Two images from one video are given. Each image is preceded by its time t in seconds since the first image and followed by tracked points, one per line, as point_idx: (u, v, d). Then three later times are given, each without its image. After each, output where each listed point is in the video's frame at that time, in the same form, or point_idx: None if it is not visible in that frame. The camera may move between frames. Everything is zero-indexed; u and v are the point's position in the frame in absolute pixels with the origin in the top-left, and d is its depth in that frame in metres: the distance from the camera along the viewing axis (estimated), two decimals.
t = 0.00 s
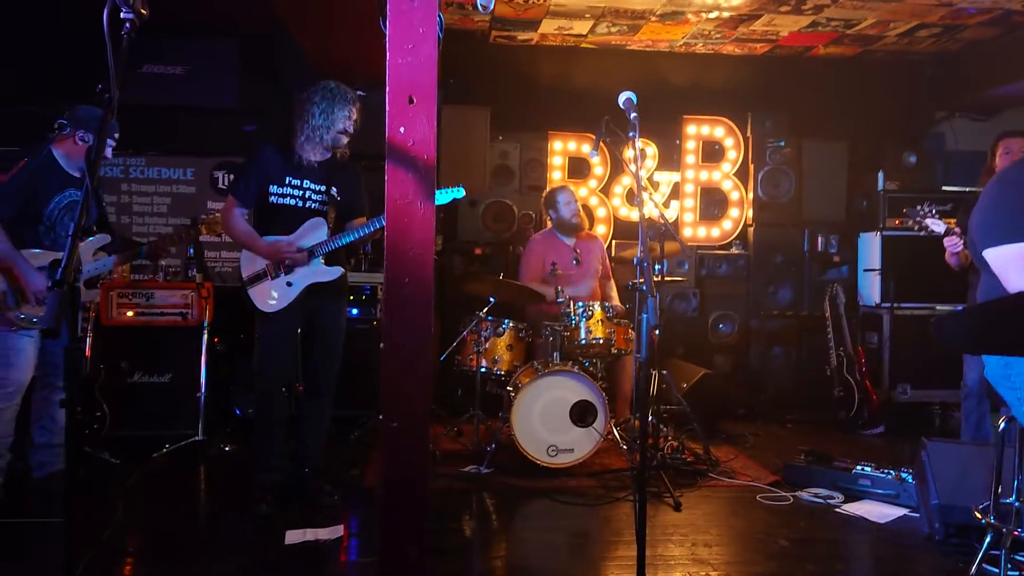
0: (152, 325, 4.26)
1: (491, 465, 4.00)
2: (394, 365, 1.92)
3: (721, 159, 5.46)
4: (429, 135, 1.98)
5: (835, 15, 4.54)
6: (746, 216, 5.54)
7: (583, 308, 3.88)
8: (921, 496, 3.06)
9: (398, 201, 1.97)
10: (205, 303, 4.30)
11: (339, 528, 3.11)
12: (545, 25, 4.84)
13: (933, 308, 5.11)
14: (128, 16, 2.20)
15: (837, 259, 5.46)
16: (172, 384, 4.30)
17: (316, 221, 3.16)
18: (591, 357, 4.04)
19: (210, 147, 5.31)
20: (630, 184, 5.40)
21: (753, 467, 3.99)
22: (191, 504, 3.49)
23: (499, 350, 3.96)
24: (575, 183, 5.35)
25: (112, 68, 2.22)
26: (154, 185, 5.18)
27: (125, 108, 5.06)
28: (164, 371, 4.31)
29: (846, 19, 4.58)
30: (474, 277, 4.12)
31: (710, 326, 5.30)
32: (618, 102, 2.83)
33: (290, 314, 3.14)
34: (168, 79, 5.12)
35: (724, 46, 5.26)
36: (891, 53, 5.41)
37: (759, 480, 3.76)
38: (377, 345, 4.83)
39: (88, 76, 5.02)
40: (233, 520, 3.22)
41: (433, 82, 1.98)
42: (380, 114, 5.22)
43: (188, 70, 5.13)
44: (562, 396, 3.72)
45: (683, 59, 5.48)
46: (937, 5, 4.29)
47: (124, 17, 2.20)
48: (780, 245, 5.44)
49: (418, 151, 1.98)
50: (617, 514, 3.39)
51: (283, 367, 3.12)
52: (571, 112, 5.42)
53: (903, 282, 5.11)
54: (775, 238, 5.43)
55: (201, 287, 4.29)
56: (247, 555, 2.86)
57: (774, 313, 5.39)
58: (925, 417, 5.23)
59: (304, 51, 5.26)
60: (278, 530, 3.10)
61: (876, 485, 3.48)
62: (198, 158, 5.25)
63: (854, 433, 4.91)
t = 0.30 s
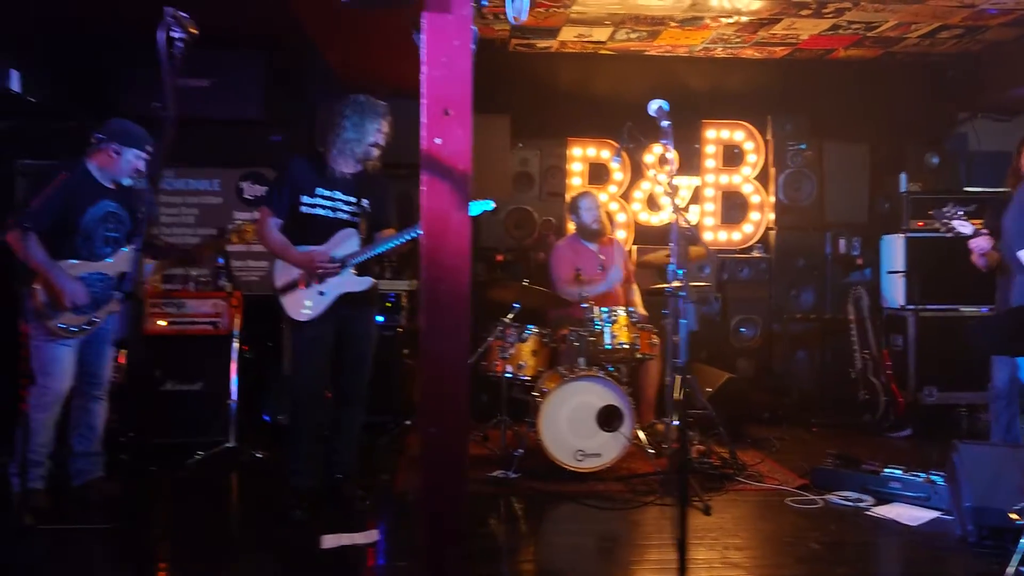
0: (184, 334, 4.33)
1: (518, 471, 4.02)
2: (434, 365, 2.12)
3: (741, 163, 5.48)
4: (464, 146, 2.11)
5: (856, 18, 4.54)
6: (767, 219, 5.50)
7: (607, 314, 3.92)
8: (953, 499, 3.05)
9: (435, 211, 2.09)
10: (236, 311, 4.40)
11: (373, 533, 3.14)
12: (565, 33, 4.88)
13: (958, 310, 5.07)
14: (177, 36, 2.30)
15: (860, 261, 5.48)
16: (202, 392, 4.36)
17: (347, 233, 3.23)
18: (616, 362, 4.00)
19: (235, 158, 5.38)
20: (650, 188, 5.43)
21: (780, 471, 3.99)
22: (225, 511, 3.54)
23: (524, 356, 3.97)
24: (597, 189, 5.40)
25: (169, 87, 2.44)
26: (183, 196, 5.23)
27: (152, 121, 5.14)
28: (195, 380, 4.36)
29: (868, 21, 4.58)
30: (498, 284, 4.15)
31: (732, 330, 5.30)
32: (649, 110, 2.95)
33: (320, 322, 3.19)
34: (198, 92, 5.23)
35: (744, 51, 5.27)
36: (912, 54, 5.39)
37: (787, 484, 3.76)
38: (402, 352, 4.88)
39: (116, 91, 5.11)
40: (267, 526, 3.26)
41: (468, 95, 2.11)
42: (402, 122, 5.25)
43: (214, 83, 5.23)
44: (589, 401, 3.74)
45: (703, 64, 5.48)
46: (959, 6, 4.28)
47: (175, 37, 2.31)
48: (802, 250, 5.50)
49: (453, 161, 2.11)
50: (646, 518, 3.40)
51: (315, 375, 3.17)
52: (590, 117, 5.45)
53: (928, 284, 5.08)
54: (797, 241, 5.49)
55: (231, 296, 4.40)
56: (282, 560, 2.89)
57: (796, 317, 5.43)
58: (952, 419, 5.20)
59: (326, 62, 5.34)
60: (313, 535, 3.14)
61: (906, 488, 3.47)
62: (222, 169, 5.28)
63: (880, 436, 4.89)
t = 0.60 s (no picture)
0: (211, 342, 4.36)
1: (546, 474, 4.06)
2: (475, 371, 2.17)
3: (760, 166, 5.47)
4: (503, 156, 2.16)
5: (875, 21, 4.57)
6: (788, 222, 5.49)
7: (633, 319, 3.96)
8: (984, 500, 3.07)
9: (475, 218, 2.14)
10: (262, 319, 4.43)
11: (408, 536, 3.18)
12: (585, 40, 4.94)
13: (982, 310, 5.06)
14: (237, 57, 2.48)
15: (880, 263, 5.50)
16: (233, 401, 4.41)
17: (376, 240, 3.27)
18: (640, 366, 4.01)
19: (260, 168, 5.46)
20: (670, 193, 5.42)
21: (807, 473, 4.01)
22: (260, 516, 3.59)
23: (550, 361, 3.98)
24: (617, 194, 5.39)
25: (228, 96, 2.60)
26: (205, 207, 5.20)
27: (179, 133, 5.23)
28: (226, 387, 4.41)
29: (887, 24, 4.61)
30: (523, 290, 4.19)
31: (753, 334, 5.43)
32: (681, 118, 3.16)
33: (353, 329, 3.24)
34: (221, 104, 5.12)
35: (762, 55, 5.30)
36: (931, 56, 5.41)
37: (815, 485, 3.78)
38: (428, 358, 4.94)
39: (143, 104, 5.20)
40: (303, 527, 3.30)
41: (506, 106, 2.16)
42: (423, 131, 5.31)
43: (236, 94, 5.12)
44: (616, 405, 3.78)
45: (721, 69, 5.52)
46: (979, 8, 4.30)
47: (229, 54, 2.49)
48: (821, 252, 5.63)
49: (492, 170, 2.16)
50: (675, 519, 3.42)
51: (349, 381, 3.21)
52: (609, 123, 5.49)
53: (950, 285, 5.08)
54: (816, 242, 5.63)
55: (258, 305, 4.45)
56: (320, 563, 2.93)
57: (818, 318, 5.52)
58: (976, 420, 5.20)
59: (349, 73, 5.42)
60: (348, 538, 3.19)
61: (935, 488, 3.48)
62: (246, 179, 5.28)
63: (905, 437, 4.90)
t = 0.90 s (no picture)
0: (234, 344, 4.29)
1: (570, 473, 4.09)
2: (510, 370, 2.21)
3: (778, 168, 5.57)
4: (537, 159, 2.19)
5: (893, 24, 4.60)
6: (804, 224, 5.58)
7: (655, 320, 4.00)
8: (1008, 497, 3.10)
9: (510, 222, 2.18)
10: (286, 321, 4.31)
11: (437, 533, 3.21)
12: (605, 44, 5.00)
13: (1001, 310, 5.08)
14: (284, 62, 2.40)
15: (899, 264, 5.49)
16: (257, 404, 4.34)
17: (399, 244, 3.33)
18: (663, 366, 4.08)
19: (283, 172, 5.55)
20: (688, 196, 5.53)
21: (829, 472, 4.04)
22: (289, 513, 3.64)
23: (573, 361, 4.04)
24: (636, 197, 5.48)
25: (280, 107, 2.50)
26: (227, 211, 5.19)
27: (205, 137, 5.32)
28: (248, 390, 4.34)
29: (905, 27, 4.65)
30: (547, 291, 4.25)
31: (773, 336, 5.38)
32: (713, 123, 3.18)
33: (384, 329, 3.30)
34: (244, 110, 5.02)
35: (780, 58, 5.35)
36: (948, 57, 5.45)
37: (838, 484, 3.81)
38: (449, 359, 4.99)
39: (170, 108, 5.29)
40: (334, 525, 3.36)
41: (541, 111, 2.19)
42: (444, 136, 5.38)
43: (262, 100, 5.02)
44: (641, 406, 3.83)
45: (739, 72, 5.57)
46: (997, 10, 4.34)
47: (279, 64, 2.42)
48: (840, 252, 5.57)
49: (527, 174, 2.19)
50: (701, 517, 3.46)
51: (379, 380, 3.27)
52: (628, 126, 5.54)
53: (968, 286, 5.11)
54: (835, 244, 5.56)
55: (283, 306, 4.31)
56: (352, 558, 2.98)
57: (837, 320, 5.49)
58: (995, 420, 5.21)
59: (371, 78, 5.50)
60: (378, 534, 3.23)
61: (957, 487, 3.51)
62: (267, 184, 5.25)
63: (925, 437, 4.91)
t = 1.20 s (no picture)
0: (260, 343, 4.36)
1: (590, 470, 4.14)
2: (541, 370, 2.23)
3: (792, 168, 5.59)
4: (566, 161, 2.18)
5: (909, 25, 4.64)
6: (818, 223, 5.62)
7: (674, 318, 4.06)
8: None
9: (540, 224, 2.18)
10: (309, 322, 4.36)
11: (462, 528, 3.24)
12: (621, 47, 5.05)
13: (1016, 309, 5.11)
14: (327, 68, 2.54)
15: (913, 263, 5.58)
16: (280, 402, 4.41)
17: (425, 245, 3.40)
18: (681, 365, 4.13)
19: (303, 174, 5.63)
20: (703, 196, 5.57)
21: (846, 468, 4.09)
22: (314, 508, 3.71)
23: (592, 360, 4.09)
24: (651, 197, 5.56)
25: (323, 110, 2.73)
26: (250, 212, 5.21)
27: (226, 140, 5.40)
28: (273, 388, 4.41)
29: (920, 28, 4.68)
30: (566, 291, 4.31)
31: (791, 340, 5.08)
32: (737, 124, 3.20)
33: (408, 326, 3.36)
34: (265, 111, 5.11)
35: (795, 59, 5.39)
36: (963, 57, 5.48)
37: (855, 481, 3.86)
38: (468, 358, 5.06)
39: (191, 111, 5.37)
40: (359, 518, 3.42)
41: (570, 114, 2.18)
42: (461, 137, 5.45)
43: (284, 102, 5.11)
44: (661, 403, 3.88)
45: (753, 74, 5.62)
46: (1012, 11, 4.37)
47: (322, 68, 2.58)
48: (854, 252, 5.60)
49: (556, 177, 2.18)
50: (721, 512, 3.51)
51: (404, 376, 3.33)
52: (644, 128, 5.59)
53: (983, 285, 5.14)
54: (849, 244, 5.60)
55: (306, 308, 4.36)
56: (381, 549, 3.04)
57: (852, 319, 5.55)
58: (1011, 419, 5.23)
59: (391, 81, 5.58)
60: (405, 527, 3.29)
61: (975, 483, 3.55)
62: (289, 185, 5.26)
63: (941, 435, 4.94)
